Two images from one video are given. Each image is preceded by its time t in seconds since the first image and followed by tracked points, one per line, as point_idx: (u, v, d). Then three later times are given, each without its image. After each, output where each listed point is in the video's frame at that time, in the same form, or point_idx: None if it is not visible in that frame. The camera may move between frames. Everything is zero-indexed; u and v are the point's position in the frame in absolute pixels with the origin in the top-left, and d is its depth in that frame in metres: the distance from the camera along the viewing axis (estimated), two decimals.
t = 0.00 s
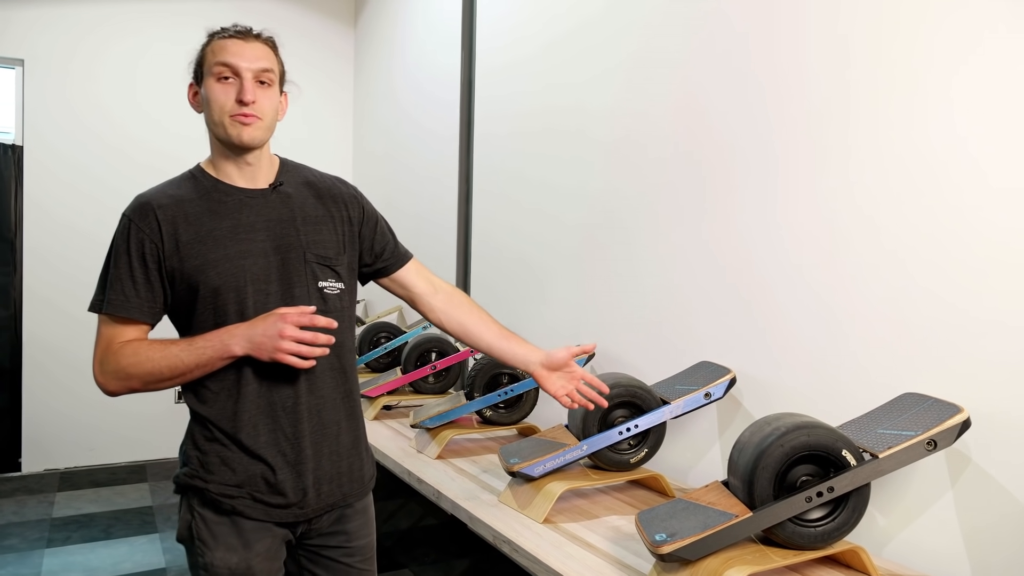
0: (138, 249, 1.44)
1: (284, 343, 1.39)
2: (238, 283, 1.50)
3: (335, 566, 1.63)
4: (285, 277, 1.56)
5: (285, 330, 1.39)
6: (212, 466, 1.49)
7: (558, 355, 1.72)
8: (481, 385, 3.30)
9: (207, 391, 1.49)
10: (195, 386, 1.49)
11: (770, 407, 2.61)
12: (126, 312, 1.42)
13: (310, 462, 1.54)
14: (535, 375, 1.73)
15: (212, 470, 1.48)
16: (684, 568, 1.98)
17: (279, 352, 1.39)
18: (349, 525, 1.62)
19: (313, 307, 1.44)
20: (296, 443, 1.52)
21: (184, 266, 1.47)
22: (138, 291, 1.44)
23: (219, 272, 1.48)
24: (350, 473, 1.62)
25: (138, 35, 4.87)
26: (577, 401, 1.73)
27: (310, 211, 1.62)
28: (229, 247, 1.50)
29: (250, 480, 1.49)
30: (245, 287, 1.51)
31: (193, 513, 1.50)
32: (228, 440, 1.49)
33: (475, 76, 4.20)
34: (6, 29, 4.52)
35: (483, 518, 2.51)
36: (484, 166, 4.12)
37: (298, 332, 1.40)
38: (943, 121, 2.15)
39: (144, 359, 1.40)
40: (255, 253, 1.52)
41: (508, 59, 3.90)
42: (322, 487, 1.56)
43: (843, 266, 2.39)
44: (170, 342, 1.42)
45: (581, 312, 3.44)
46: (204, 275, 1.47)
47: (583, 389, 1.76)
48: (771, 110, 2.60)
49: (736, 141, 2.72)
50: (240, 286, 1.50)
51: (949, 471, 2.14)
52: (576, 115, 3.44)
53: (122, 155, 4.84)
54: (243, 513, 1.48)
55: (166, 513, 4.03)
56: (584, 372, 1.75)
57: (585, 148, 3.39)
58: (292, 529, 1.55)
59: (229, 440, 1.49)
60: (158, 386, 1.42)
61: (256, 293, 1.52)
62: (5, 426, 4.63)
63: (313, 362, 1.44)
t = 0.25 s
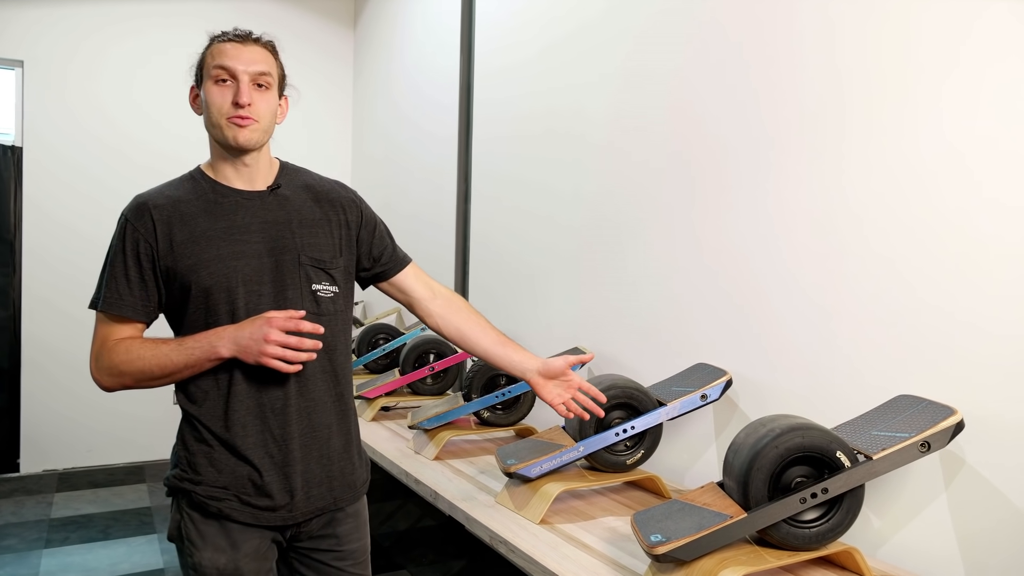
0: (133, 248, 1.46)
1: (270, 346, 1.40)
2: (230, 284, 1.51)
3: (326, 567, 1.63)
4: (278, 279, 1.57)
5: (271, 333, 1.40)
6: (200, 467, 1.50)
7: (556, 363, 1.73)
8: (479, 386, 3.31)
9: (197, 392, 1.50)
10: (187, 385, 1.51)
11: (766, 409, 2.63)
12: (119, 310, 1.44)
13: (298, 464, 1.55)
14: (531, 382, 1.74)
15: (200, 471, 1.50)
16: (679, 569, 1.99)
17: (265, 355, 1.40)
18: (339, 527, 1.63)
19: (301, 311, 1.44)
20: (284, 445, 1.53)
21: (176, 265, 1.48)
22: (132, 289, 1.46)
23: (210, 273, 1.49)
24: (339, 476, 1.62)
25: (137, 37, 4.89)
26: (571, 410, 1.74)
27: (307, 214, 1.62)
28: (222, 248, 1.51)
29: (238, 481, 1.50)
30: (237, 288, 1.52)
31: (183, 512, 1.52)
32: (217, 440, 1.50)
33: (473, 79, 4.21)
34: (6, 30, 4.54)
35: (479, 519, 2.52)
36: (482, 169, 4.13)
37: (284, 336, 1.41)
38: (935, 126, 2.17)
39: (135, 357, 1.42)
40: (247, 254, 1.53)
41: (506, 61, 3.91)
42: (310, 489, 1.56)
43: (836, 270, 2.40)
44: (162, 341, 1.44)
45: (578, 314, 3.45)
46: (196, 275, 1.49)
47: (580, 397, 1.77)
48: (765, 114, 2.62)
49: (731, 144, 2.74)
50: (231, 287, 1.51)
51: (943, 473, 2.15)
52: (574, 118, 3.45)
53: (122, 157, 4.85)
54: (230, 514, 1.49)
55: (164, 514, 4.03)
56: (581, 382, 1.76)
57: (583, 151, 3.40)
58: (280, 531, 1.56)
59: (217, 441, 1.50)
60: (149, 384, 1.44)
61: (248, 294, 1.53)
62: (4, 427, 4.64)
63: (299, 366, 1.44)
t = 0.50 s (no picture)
0: (134, 249, 1.48)
1: (264, 351, 1.40)
2: (229, 287, 1.52)
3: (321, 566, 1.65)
4: (277, 282, 1.58)
5: (265, 338, 1.40)
6: (197, 467, 1.51)
7: (546, 365, 1.73)
8: (478, 388, 3.32)
9: (194, 393, 1.52)
10: (185, 386, 1.52)
11: (763, 411, 2.64)
12: (119, 310, 1.46)
13: (293, 465, 1.56)
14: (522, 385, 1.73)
15: (196, 471, 1.51)
16: (675, 569, 2.00)
17: (258, 360, 1.40)
18: (334, 527, 1.64)
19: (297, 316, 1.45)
20: (280, 446, 1.55)
21: (177, 267, 1.49)
22: (131, 289, 1.48)
23: (210, 275, 1.51)
24: (334, 477, 1.63)
25: (138, 39, 4.91)
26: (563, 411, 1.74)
27: (307, 218, 1.63)
28: (222, 250, 1.52)
29: (233, 481, 1.51)
30: (236, 290, 1.53)
31: (179, 511, 1.53)
32: (212, 440, 1.51)
33: (473, 81, 4.23)
34: (7, 32, 4.56)
35: (478, 519, 2.53)
36: (482, 171, 4.15)
37: (278, 341, 1.41)
38: (931, 130, 2.18)
39: (133, 357, 1.44)
40: (247, 257, 1.55)
41: (506, 64, 3.93)
42: (304, 490, 1.58)
43: (833, 273, 2.42)
44: (160, 342, 1.46)
45: (577, 316, 3.46)
46: (196, 277, 1.50)
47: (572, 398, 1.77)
48: (764, 117, 2.63)
49: (729, 146, 2.75)
50: (231, 290, 1.53)
51: (939, 474, 2.16)
52: (573, 120, 3.47)
53: (122, 158, 4.87)
54: (225, 514, 1.51)
55: (164, 514, 4.04)
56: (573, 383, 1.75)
57: (581, 154, 3.42)
58: (274, 530, 1.57)
59: (213, 442, 1.51)
60: (147, 385, 1.46)
61: (248, 297, 1.55)
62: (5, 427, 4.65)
63: (294, 371, 1.45)
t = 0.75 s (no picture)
0: (142, 248, 1.47)
1: (264, 357, 1.39)
2: (237, 288, 1.53)
3: (324, 562, 1.66)
4: (283, 283, 1.59)
5: (265, 345, 1.39)
6: (202, 466, 1.51)
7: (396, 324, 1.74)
8: (478, 388, 3.34)
9: (199, 392, 1.52)
10: (191, 387, 1.52)
11: (762, 411, 2.65)
12: (127, 310, 1.45)
13: (298, 464, 1.57)
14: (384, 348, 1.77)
15: (202, 470, 1.51)
16: (674, 568, 2.01)
17: (260, 366, 1.39)
18: (337, 523, 1.66)
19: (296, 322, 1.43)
20: (285, 446, 1.56)
21: (185, 267, 1.49)
22: (139, 288, 1.47)
23: (219, 276, 1.51)
24: (336, 474, 1.65)
25: (139, 41, 4.92)
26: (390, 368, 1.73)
27: (312, 220, 1.65)
28: (231, 252, 1.53)
29: (238, 480, 1.52)
30: (245, 291, 1.54)
31: (184, 510, 1.54)
32: (218, 440, 1.52)
33: (474, 82, 4.24)
34: (9, 34, 4.57)
35: (478, 519, 2.54)
36: (482, 173, 4.16)
37: (278, 347, 1.40)
38: (928, 132, 2.20)
39: (141, 358, 1.44)
40: (255, 259, 1.55)
41: (506, 66, 3.94)
42: (309, 487, 1.59)
43: (831, 275, 2.43)
44: (167, 343, 1.46)
45: (577, 317, 3.47)
46: (205, 278, 1.50)
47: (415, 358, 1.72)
48: (764, 118, 2.64)
49: (728, 148, 2.76)
50: (240, 291, 1.53)
51: (936, 474, 2.17)
52: (572, 122, 3.48)
53: (122, 159, 4.89)
54: (231, 512, 1.51)
55: (165, 514, 4.06)
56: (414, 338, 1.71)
57: (581, 156, 3.43)
58: (279, 528, 1.58)
59: (219, 441, 1.52)
60: (153, 385, 1.45)
61: (255, 298, 1.55)
62: (6, 427, 4.67)
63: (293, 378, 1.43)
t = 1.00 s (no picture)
0: (155, 238, 1.44)
1: (292, 354, 1.46)
2: (250, 283, 1.53)
3: (336, 552, 1.67)
4: (292, 282, 1.61)
5: (294, 341, 1.46)
6: (212, 465, 1.50)
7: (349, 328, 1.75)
8: (479, 388, 3.34)
9: (208, 390, 1.51)
10: (200, 382, 1.51)
11: (761, 411, 2.66)
12: (138, 300, 1.42)
13: (307, 461, 1.58)
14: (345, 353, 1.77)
15: (213, 469, 1.49)
16: (674, 567, 2.02)
17: (288, 362, 1.46)
18: (344, 517, 1.66)
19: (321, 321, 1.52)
20: (294, 443, 1.57)
21: (199, 261, 1.48)
22: (149, 279, 1.44)
23: (233, 271, 1.51)
24: (340, 471, 1.66)
25: (140, 41, 4.94)
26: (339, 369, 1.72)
27: (319, 221, 1.67)
28: (244, 248, 1.53)
29: (249, 478, 1.51)
30: (256, 287, 1.54)
31: (192, 509, 1.51)
32: (229, 438, 1.51)
33: (474, 83, 4.25)
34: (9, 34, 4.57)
35: (478, 518, 2.55)
36: (482, 173, 4.17)
37: (306, 344, 1.48)
38: (926, 133, 2.21)
39: (152, 353, 1.41)
40: (266, 256, 1.56)
41: (506, 66, 3.95)
42: (316, 485, 1.60)
43: (830, 276, 2.43)
44: (181, 340, 1.45)
45: (576, 317, 3.48)
46: (218, 272, 1.49)
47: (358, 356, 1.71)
48: (763, 118, 2.65)
49: (727, 148, 2.77)
50: (252, 286, 1.53)
51: (935, 474, 2.18)
52: (572, 123, 3.49)
53: (122, 160, 4.90)
54: (242, 510, 1.50)
55: (166, 514, 4.07)
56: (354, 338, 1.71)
57: (580, 157, 3.44)
58: (286, 525, 1.58)
59: (228, 439, 1.51)
60: (163, 380, 1.43)
61: (265, 294, 1.56)
62: (8, 427, 4.68)
63: (318, 373, 1.51)
